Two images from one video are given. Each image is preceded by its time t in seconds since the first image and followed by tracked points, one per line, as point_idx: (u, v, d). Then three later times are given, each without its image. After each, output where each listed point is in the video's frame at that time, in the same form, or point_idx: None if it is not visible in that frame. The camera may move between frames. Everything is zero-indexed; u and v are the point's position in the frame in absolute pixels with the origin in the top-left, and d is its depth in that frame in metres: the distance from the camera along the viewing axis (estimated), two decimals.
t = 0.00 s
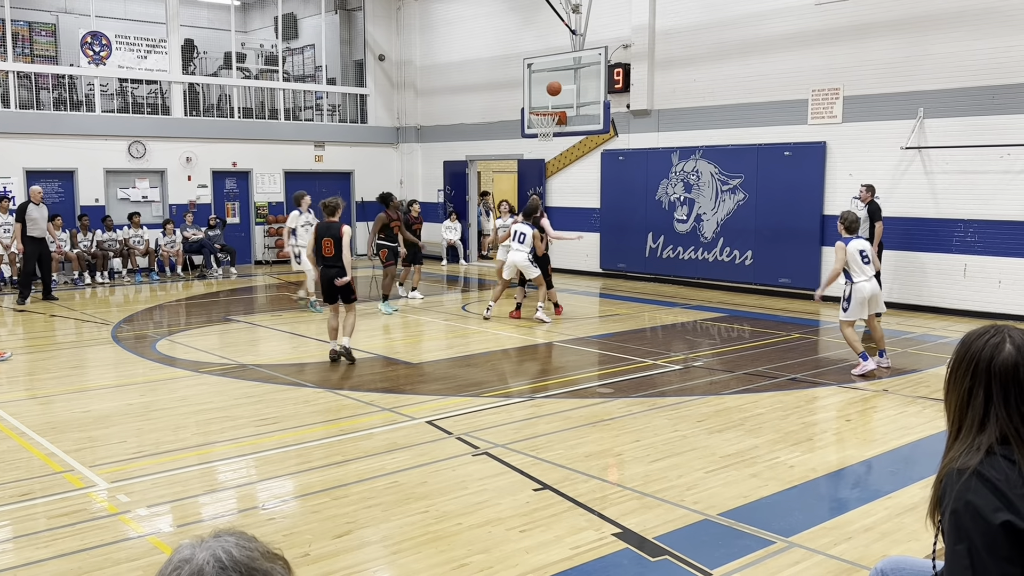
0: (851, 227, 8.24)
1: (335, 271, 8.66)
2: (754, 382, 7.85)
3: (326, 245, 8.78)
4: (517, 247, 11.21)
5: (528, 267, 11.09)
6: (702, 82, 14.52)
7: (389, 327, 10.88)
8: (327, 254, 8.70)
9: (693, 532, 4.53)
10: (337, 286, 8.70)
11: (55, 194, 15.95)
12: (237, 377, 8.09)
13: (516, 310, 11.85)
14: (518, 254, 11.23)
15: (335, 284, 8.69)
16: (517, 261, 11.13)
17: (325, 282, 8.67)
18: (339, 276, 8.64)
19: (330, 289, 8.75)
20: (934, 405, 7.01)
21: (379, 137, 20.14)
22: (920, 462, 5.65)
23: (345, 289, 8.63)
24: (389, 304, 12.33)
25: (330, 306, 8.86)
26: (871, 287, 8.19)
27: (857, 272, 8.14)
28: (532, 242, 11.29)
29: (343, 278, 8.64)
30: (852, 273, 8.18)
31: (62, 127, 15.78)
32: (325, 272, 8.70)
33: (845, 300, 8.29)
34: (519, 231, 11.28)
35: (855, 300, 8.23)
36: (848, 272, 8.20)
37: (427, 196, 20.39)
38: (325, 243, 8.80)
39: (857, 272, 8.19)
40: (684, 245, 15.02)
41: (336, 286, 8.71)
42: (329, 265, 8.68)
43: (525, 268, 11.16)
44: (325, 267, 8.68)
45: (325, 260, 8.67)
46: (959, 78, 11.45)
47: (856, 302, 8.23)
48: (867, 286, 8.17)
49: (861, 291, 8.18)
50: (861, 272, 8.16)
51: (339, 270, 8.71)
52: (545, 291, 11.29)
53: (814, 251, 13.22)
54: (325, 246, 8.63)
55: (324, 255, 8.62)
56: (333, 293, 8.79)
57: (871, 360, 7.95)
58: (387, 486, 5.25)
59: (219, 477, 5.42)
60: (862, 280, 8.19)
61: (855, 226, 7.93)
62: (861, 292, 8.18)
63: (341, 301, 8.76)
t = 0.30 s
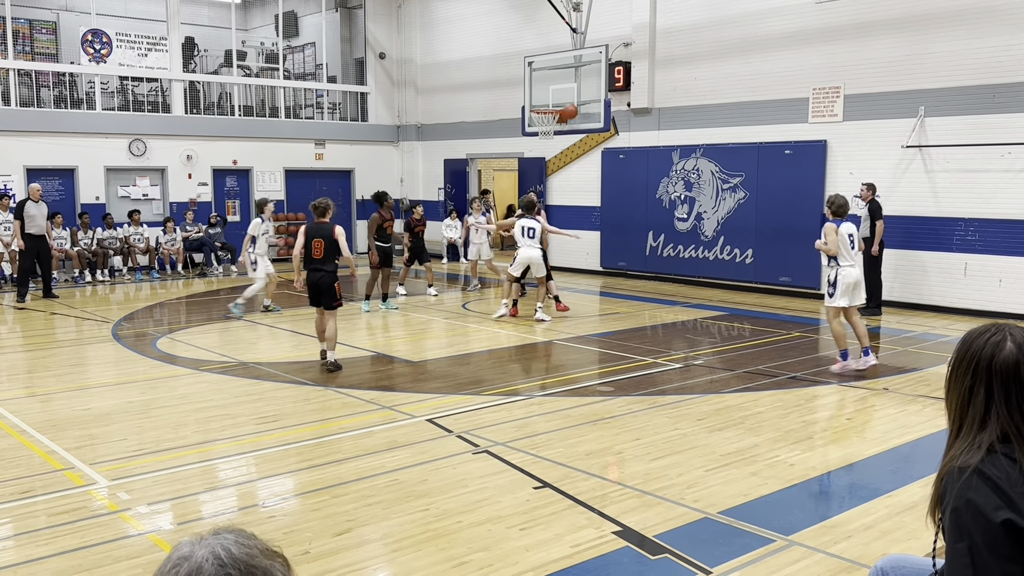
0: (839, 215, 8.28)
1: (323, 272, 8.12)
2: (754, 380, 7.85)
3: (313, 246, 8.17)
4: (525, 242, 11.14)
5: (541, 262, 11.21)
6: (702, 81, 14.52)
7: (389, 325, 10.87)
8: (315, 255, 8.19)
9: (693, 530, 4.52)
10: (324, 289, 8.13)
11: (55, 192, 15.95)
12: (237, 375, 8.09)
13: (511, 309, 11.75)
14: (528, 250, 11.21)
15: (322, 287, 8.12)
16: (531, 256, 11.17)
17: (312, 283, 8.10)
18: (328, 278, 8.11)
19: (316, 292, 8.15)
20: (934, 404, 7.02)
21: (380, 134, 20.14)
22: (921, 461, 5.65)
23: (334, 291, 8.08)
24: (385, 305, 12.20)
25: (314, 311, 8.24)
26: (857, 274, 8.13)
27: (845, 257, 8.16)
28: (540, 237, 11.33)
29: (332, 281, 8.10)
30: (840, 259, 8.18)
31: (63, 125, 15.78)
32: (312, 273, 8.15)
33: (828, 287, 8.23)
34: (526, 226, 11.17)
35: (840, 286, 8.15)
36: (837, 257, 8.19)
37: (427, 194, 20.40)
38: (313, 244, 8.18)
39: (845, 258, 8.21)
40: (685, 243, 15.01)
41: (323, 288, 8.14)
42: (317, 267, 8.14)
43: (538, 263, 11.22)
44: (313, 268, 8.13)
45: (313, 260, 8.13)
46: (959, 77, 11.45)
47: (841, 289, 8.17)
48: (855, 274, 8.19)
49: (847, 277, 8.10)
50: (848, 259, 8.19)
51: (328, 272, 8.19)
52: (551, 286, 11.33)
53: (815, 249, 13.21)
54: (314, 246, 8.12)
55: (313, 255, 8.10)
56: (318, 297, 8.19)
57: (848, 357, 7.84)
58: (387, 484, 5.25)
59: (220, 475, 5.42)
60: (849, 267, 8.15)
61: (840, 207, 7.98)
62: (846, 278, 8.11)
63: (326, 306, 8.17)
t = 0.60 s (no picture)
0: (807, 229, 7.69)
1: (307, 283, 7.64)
2: (756, 379, 7.84)
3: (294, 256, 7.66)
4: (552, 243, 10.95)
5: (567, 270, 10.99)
6: (704, 79, 14.50)
7: (391, 324, 10.88)
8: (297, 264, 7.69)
9: (694, 529, 4.52)
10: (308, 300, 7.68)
11: (57, 190, 15.95)
12: (239, 373, 8.10)
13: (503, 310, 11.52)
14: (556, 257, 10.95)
15: (305, 297, 7.67)
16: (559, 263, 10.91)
17: (294, 294, 7.62)
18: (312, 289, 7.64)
19: (298, 303, 7.69)
20: (936, 403, 7.01)
21: (381, 133, 20.14)
22: (922, 460, 5.65)
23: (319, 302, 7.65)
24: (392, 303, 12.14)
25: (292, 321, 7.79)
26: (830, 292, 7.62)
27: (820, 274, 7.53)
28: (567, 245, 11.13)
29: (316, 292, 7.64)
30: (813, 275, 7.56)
31: (65, 124, 15.77)
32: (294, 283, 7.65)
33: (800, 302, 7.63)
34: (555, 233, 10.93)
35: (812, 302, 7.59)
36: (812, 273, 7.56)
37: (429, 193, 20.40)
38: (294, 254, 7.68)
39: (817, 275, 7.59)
40: (686, 242, 15.00)
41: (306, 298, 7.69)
42: (299, 276, 7.64)
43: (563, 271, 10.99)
44: (294, 277, 7.64)
45: (295, 269, 7.63)
46: (962, 76, 11.43)
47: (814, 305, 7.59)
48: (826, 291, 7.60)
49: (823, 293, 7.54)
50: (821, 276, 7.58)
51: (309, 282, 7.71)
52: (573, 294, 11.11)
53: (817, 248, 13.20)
54: (296, 255, 7.60)
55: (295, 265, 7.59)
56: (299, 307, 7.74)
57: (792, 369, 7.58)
58: (389, 482, 5.26)
59: (221, 473, 5.43)
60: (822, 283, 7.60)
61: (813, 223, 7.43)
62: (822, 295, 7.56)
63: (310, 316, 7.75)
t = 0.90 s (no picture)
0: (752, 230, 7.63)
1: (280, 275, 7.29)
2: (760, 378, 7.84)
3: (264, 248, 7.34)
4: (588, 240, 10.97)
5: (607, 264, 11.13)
6: (708, 78, 14.49)
7: (394, 322, 10.89)
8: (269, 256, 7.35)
9: (697, 528, 4.52)
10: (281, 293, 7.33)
11: (61, 188, 16.00)
12: (242, 371, 8.12)
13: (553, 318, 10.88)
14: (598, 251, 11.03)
15: (278, 290, 7.32)
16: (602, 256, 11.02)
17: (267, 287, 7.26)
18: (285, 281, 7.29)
19: (271, 297, 7.33)
20: (940, 403, 7.01)
21: (385, 131, 20.14)
22: (926, 460, 5.64)
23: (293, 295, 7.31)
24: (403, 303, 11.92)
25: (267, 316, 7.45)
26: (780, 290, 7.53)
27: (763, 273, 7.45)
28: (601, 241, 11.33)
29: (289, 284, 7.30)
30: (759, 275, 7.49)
31: (69, 122, 15.80)
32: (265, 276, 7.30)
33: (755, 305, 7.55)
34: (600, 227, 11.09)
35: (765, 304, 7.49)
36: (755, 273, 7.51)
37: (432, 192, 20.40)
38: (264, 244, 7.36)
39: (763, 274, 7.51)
40: (689, 241, 14.99)
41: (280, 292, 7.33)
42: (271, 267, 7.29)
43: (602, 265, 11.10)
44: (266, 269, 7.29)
45: (266, 261, 7.28)
46: (966, 75, 11.41)
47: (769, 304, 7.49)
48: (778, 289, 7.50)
49: (772, 293, 7.45)
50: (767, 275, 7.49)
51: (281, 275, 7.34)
52: (587, 292, 11.34)
53: (820, 247, 13.18)
54: (268, 245, 7.26)
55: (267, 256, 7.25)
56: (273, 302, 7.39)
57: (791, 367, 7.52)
58: (392, 481, 5.26)
59: (224, 471, 5.44)
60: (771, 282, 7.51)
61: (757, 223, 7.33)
62: (771, 295, 7.47)
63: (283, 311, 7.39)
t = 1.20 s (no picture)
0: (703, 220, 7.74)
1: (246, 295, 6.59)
2: (765, 377, 7.84)
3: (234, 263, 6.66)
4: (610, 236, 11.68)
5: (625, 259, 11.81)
6: (714, 77, 14.47)
7: (399, 321, 10.90)
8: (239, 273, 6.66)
9: (702, 528, 4.51)
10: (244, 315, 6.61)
11: (67, 186, 16.06)
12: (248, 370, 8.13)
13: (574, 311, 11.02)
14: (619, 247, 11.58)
15: (242, 312, 6.60)
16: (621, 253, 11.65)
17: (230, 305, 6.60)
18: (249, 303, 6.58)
19: (237, 318, 6.67)
20: (946, 402, 6.99)
21: (390, 130, 20.16)
22: (932, 459, 5.62)
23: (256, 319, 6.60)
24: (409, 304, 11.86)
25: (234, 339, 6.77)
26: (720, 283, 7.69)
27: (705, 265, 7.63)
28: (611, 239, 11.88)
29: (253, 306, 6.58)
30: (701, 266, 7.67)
31: (75, 121, 15.84)
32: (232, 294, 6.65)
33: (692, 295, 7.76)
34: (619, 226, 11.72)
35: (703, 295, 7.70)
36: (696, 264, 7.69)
37: (438, 191, 20.42)
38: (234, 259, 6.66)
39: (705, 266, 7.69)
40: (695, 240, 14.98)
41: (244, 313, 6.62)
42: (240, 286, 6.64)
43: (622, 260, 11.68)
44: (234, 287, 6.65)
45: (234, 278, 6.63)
46: (972, 74, 11.37)
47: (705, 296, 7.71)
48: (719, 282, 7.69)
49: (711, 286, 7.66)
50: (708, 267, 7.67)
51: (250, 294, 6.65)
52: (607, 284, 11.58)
53: (826, 246, 13.15)
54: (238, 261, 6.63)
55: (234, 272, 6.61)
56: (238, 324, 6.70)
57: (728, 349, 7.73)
58: (397, 479, 5.27)
59: (230, 469, 5.44)
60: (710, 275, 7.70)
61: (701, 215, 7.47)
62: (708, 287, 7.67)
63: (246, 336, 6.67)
